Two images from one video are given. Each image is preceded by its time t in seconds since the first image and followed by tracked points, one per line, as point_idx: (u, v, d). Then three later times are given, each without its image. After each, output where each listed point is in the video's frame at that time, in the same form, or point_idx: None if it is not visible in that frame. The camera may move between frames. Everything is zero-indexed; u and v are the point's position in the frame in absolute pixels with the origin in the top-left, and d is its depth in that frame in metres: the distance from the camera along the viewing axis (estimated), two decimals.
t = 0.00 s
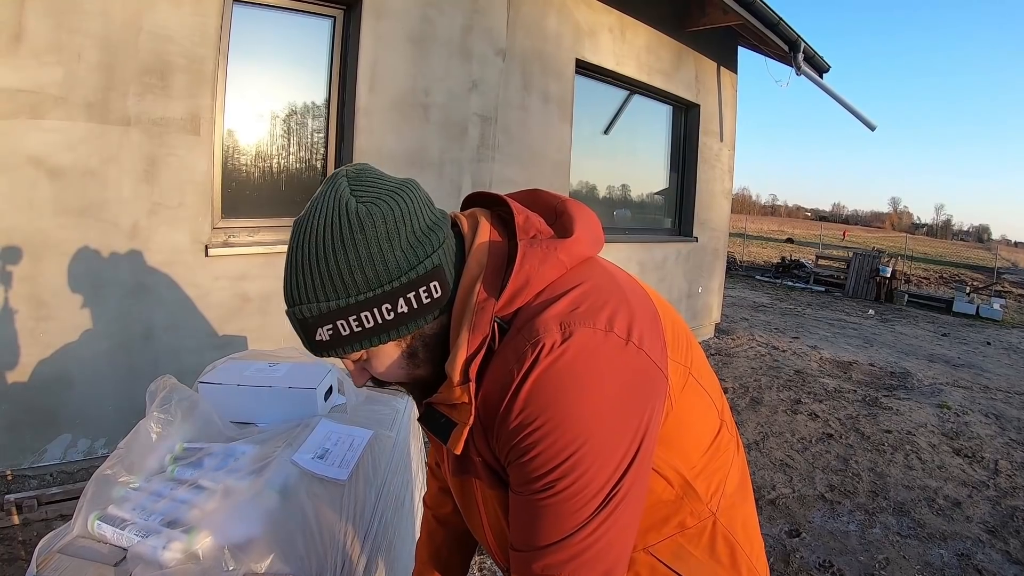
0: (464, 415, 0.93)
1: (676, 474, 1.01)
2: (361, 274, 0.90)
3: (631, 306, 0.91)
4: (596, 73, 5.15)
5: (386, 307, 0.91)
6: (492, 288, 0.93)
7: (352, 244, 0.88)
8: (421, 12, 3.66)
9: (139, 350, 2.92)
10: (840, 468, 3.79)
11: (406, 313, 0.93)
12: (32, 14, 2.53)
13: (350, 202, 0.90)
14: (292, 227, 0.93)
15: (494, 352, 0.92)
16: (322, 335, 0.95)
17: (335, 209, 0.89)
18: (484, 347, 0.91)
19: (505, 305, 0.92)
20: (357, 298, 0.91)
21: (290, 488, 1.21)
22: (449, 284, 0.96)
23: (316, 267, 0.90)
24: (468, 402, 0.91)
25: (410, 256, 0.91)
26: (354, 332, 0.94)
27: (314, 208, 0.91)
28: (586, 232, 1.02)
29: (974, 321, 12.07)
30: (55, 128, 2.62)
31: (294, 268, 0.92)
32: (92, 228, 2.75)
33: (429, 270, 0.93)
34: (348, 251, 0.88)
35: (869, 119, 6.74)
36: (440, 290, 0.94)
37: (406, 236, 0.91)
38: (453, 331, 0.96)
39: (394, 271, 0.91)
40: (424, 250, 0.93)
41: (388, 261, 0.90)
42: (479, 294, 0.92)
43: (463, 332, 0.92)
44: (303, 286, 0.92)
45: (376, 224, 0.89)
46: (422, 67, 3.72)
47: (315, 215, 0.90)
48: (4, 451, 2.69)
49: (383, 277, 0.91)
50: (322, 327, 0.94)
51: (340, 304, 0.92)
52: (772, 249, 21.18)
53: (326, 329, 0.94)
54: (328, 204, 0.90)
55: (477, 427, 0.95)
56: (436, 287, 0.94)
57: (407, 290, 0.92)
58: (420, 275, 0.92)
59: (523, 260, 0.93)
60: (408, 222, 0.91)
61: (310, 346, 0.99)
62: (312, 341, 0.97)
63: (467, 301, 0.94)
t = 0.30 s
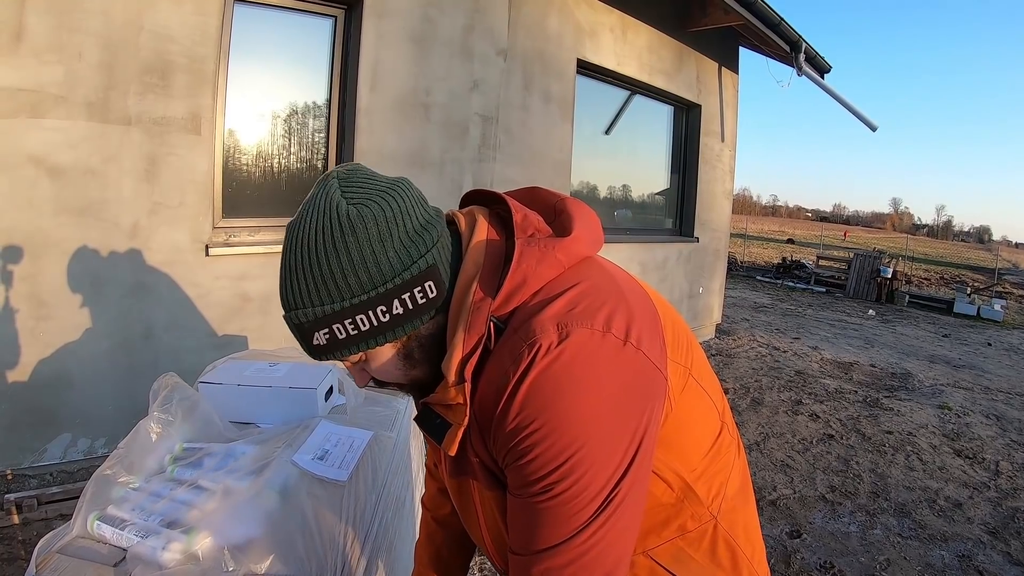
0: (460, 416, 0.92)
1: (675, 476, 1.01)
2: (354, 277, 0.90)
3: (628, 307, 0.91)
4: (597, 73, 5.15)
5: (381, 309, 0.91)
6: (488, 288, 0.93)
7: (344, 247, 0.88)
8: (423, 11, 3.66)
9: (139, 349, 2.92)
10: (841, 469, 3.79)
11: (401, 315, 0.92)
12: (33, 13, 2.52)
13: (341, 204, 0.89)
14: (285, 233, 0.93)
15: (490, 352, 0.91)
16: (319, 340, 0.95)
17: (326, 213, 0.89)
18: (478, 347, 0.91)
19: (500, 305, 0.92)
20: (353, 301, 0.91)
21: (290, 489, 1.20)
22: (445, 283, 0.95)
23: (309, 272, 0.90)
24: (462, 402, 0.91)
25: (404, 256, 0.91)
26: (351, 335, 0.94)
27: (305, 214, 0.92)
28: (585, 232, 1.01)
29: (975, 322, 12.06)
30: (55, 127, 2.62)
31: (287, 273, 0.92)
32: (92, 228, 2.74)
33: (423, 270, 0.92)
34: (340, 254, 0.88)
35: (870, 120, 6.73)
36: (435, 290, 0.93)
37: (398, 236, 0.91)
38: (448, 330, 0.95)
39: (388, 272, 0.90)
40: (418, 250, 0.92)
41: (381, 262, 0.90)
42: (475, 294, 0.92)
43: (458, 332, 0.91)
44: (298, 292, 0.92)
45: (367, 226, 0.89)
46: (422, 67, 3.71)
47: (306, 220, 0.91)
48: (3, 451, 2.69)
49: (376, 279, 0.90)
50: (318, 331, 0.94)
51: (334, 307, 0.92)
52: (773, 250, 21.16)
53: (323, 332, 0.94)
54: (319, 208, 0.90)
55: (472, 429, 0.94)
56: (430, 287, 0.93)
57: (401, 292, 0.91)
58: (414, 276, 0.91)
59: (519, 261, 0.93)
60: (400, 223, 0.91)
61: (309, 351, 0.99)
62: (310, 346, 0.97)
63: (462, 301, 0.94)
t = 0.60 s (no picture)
0: (459, 419, 0.92)
1: (675, 479, 1.01)
2: (347, 296, 0.89)
3: (630, 308, 0.90)
4: (599, 73, 5.14)
5: (379, 325, 0.90)
6: (490, 289, 0.93)
7: (333, 270, 0.86)
8: (424, 12, 3.66)
9: (140, 349, 2.92)
10: (842, 470, 3.79)
11: (400, 327, 0.92)
12: (35, 12, 2.53)
13: (323, 225, 0.87)
14: (275, 260, 0.92)
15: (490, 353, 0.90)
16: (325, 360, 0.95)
17: (310, 235, 0.87)
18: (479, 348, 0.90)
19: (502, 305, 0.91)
20: (349, 321, 0.90)
21: (290, 489, 1.20)
22: (439, 289, 0.94)
23: (304, 298, 0.89)
24: (462, 406, 0.90)
25: (394, 269, 0.89)
26: (353, 354, 0.93)
27: (291, 238, 0.90)
28: (587, 232, 1.01)
29: (977, 323, 12.05)
30: (57, 127, 2.62)
31: (284, 300, 0.92)
32: (94, 227, 2.75)
33: (414, 280, 0.90)
34: (329, 277, 0.87)
35: (872, 121, 6.73)
36: (431, 297, 0.93)
37: (386, 249, 0.89)
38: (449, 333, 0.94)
39: (380, 288, 0.89)
40: (407, 260, 0.90)
41: (371, 279, 0.88)
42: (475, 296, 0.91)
43: (458, 335, 0.90)
44: (297, 317, 0.92)
45: (353, 244, 0.87)
46: (424, 67, 3.71)
47: (292, 245, 0.89)
48: (4, 450, 2.69)
49: (369, 296, 0.89)
50: (322, 353, 0.94)
51: (332, 329, 0.91)
52: (774, 251, 21.14)
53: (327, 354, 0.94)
54: (303, 232, 0.88)
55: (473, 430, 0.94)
56: (426, 295, 0.92)
57: (397, 305, 0.90)
58: (407, 287, 0.90)
59: (520, 263, 0.93)
60: (385, 235, 0.89)
61: (318, 371, 0.99)
62: (318, 366, 0.98)
63: (461, 304, 0.93)
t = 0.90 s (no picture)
0: (469, 422, 0.95)
1: (686, 486, 1.01)
2: (368, 281, 0.90)
3: (646, 319, 0.90)
4: (600, 74, 5.15)
5: (395, 315, 0.91)
6: (504, 294, 0.94)
7: (356, 253, 0.88)
8: (426, 12, 3.67)
9: (142, 348, 2.93)
10: (843, 472, 3.79)
11: (416, 320, 0.93)
12: (37, 12, 2.54)
13: (351, 208, 0.89)
14: (293, 238, 0.92)
15: (502, 359, 0.92)
16: (333, 346, 0.95)
17: (336, 217, 0.89)
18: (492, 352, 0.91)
19: (518, 310, 0.91)
20: (365, 307, 0.91)
21: (291, 490, 1.20)
22: (458, 285, 0.95)
23: (320, 279, 0.90)
24: (471, 409, 0.92)
25: (417, 260, 0.91)
26: (365, 342, 0.93)
27: (312, 218, 0.91)
28: (603, 240, 1.01)
29: (979, 324, 12.04)
30: (60, 126, 2.63)
31: (297, 279, 0.92)
32: (95, 227, 2.75)
33: (437, 274, 0.92)
34: (352, 261, 0.88)
35: (874, 122, 6.73)
36: (449, 294, 0.94)
37: (412, 240, 0.91)
38: (462, 336, 0.96)
39: (402, 278, 0.91)
40: (431, 253, 0.92)
41: (395, 268, 0.90)
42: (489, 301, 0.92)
43: (471, 337, 0.92)
44: (309, 298, 0.92)
45: (379, 230, 0.89)
46: (426, 67, 3.72)
47: (314, 224, 0.90)
48: (6, 449, 2.69)
49: (390, 284, 0.90)
50: (332, 338, 0.94)
51: (348, 314, 0.92)
52: (776, 252, 21.11)
53: (337, 339, 0.94)
54: (327, 212, 0.89)
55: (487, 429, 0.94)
56: (445, 291, 0.93)
57: (416, 296, 0.91)
58: (429, 279, 0.92)
59: (537, 269, 0.93)
60: (411, 227, 0.91)
61: (321, 357, 0.99)
62: (324, 353, 0.97)
63: (474, 308, 0.94)
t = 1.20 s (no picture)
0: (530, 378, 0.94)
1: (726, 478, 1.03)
2: (427, 222, 0.92)
3: (703, 303, 0.95)
4: (602, 73, 5.14)
5: (449, 261, 0.93)
6: (569, 257, 0.97)
7: (419, 193, 0.91)
8: (429, 12, 3.67)
9: (144, 347, 2.93)
10: (844, 472, 3.78)
11: (468, 270, 0.95)
12: (39, 11, 2.53)
13: (419, 150, 0.93)
14: (353, 174, 0.95)
15: (563, 323, 0.94)
16: (377, 287, 0.96)
17: (404, 157, 0.92)
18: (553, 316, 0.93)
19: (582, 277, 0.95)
20: (420, 250, 0.93)
21: (294, 490, 1.21)
22: (512, 243, 0.98)
23: (377, 215, 0.92)
24: (534, 365, 0.93)
25: (477, 210, 0.94)
26: (413, 284, 0.95)
27: (377, 156, 0.94)
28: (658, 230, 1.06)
29: (980, 325, 12.02)
30: (62, 125, 2.63)
31: (352, 214, 0.94)
32: (97, 226, 2.75)
33: (493, 226, 0.95)
34: (414, 200, 0.91)
35: (876, 122, 6.72)
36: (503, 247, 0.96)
37: (474, 190, 0.95)
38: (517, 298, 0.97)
39: (460, 225, 0.93)
40: (490, 206, 0.95)
41: (454, 213, 0.93)
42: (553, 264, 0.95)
43: (534, 295, 0.94)
44: (362, 233, 0.94)
45: (444, 173, 0.92)
46: (428, 67, 3.72)
47: (378, 163, 0.93)
48: (7, 448, 2.69)
49: (449, 228, 0.93)
50: (378, 278, 0.95)
51: (400, 254, 0.94)
52: (777, 252, 21.07)
53: (382, 280, 0.95)
54: (393, 151, 0.93)
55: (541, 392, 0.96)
56: (499, 245, 0.96)
57: (471, 245, 0.94)
58: (485, 230, 0.94)
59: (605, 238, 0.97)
60: (476, 176, 0.95)
61: (360, 299, 0.99)
62: (365, 294, 0.98)
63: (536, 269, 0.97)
